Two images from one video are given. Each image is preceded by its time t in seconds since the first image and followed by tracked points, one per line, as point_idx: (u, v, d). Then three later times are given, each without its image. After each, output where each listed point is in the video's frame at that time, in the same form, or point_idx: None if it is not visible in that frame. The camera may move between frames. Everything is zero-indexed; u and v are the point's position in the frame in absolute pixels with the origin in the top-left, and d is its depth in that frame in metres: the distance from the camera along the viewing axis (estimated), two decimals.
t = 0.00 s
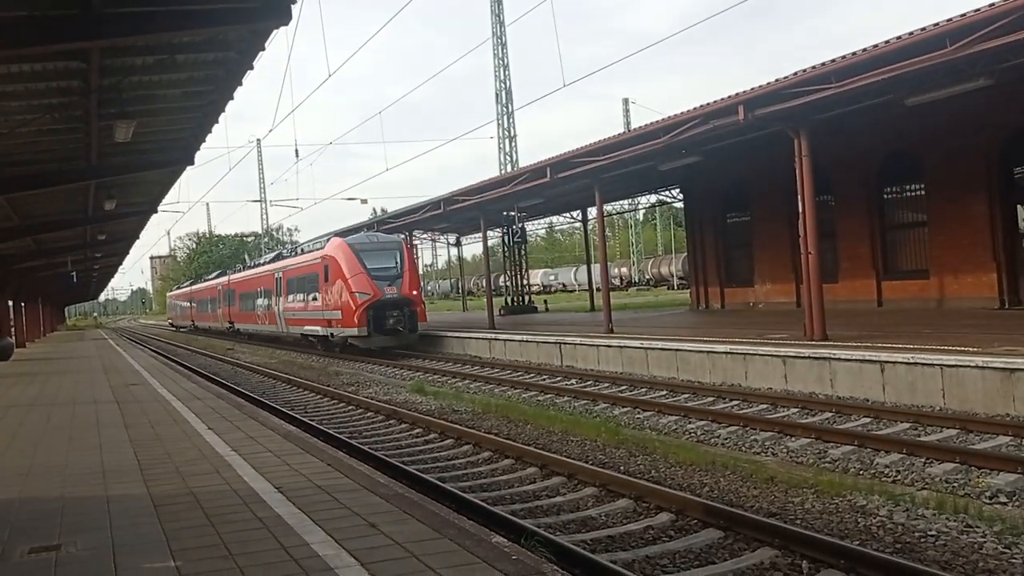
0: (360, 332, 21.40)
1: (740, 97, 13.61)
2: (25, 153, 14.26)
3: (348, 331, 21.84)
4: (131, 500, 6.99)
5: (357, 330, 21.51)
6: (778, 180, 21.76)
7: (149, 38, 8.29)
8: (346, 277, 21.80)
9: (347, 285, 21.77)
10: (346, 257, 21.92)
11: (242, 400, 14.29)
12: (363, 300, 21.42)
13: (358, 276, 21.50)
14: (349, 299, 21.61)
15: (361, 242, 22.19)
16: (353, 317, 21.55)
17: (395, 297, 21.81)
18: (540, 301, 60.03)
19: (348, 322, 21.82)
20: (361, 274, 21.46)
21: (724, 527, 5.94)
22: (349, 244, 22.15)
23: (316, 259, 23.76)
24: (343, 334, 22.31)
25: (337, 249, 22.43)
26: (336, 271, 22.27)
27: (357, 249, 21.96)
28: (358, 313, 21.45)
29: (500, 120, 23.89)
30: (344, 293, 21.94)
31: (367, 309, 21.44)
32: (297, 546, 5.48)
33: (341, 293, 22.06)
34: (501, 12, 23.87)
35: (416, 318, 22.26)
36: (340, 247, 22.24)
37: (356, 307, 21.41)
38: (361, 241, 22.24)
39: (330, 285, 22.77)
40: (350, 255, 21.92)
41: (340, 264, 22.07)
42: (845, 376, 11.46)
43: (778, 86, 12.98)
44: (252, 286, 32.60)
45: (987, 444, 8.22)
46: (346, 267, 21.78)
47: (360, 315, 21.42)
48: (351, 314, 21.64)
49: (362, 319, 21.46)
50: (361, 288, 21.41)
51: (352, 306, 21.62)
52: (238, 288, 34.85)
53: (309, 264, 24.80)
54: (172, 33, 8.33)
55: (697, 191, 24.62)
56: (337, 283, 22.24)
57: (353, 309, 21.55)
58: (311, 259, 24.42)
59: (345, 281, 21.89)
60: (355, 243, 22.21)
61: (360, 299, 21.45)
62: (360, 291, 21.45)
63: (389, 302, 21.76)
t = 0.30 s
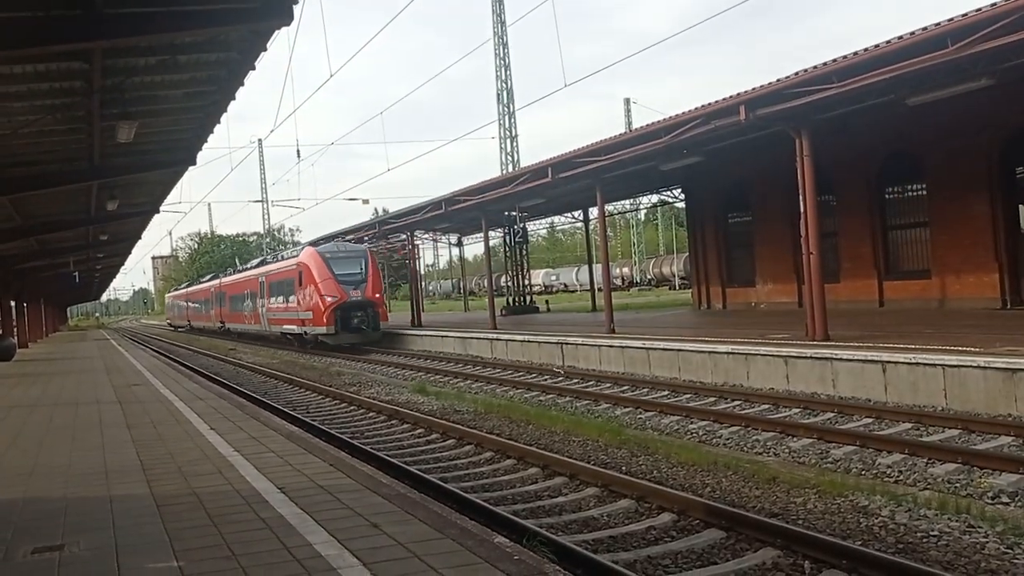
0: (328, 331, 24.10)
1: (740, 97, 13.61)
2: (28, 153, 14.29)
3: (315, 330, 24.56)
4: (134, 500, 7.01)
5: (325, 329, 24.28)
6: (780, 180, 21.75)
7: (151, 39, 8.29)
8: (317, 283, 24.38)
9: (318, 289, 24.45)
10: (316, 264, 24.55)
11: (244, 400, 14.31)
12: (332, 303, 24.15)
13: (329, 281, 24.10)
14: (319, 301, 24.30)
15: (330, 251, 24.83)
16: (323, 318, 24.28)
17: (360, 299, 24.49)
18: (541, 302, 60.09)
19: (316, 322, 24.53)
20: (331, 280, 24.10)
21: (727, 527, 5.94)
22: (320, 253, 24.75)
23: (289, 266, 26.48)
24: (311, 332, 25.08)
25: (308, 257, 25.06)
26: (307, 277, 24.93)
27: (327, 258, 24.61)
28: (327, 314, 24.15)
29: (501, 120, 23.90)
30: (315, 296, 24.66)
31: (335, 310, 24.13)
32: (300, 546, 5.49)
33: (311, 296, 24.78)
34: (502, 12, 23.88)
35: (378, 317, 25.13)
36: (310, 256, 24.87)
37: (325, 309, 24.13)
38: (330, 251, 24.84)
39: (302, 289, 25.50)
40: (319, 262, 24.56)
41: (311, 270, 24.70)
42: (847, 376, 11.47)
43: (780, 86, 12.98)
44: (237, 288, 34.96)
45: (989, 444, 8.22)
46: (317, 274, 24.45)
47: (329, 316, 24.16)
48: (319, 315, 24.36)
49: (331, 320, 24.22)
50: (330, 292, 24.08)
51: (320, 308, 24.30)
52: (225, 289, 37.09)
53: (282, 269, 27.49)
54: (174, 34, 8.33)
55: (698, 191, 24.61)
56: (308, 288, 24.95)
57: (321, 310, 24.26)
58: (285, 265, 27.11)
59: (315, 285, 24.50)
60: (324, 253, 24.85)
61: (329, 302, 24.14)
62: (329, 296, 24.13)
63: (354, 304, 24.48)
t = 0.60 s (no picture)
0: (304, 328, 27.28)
1: (742, 96, 13.61)
2: (31, 153, 14.34)
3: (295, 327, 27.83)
4: (137, 499, 7.01)
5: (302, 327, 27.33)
6: (783, 179, 21.74)
7: (154, 38, 8.30)
8: (296, 285, 27.54)
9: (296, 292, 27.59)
10: (295, 269, 27.81)
11: (247, 399, 14.34)
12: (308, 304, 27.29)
13: (305, 284, 27.25)
14: (299, 303, 27.52)
15: (308, 257, 28.04)
16: (299, 317, 27.36)
17: (333, 300, 27.54)
18: (543, 301, 60.15)
19: (295, 320, 27.77)
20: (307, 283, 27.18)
21: (729, 526, 5.94)
22: (297, 259, 27.95)
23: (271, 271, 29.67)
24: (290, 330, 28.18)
25: (287, 263, 28.14)
26: (288, 280, 28.14)
27: (304, 264, 27.67)
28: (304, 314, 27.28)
29: (503, 118, 23.92)
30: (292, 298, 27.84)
31: (309, 310, 27.25)
32: (303, 545, 5.50)
33: (289, 298, 27.95)
34: (504, 12, 23.90)
35: (349, 315, 28.18)
36: (289, 262, 28.05)
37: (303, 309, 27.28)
38: (307, 257, 28.01)
39: (282, 291, 28.61)
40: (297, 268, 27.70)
41: (289, 275, 27.83)
42: (850, 375, 11.47)
43: (783, 85, 12.98)
44: (228, 288, 38.19)
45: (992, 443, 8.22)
46: (295, 278, 27.62)
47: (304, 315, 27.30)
48: (298, 314, 27.44)
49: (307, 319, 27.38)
50: (306, 294, 27.19)
51: (298, 308, 27.41)
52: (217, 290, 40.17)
53: (267, 274, 30.69)
54: (177, 33, 8.34)
55: (701, 190, 24.62)
56: (286, 291, 28.04)
57: (298, 310, 27.37)
58: (270, 269, 30.50)
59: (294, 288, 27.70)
60: (301, 259, 27.99)
61: (306, 303, 27.27)
62: (305, 297, 27.29)
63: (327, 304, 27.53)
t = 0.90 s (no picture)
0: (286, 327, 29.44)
1: (744, 96, 13.63)
2: (36, 153, 14.39)
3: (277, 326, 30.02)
4: (141, 498, 7.03)
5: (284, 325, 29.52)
6: (786, 179, 21.74)
7: (157, 39, 8.32)
8: (278, 287, 29.70)
9: (278, 294, 29.75)
10: (277, 272, 30.02)
11: (250, 398, 14.36)
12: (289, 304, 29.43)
13: (287, 286, 29.40)
14: (281, 303, 29.72)
15: (290, 262, 30.24)
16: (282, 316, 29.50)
17: (312, 301, 29.72)
18: (546, 300, 60.27)
19: (277, 320, 29.95)
20: (288, 285, 29.33)
21: (732, 525, 5.95)
22: (280, 263, 30.16)
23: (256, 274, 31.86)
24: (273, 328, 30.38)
25: (270, 267, 30.32)
26: (272, 283, 30.31)
27: (287, 267, 29.82)
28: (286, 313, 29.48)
29: (506, 118, 23.93)
30: (275, 299, 30.02)
31: (290, 309, 29.43)
32: (306, 543, 5.52)
33: (272, 300, 30.16)
34: (507, 11, 23.91)
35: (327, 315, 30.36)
36: (273, 266, 30.18)
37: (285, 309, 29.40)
38: (288, 262, 30.20)
39: (266, 293, 30.82)
40: (279, 272, 29.85)
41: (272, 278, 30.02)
42: (853, 374, 11.47)
43: (786, 84, 12.98)
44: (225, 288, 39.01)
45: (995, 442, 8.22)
46: (276, 281, 29.83)
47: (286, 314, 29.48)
48: (281, 314, 29.60)
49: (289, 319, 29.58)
50: (287, 295, 29.36)
51: (281, 308, 29.60)
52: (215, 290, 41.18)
53: (252, 277, 32.86)
54: (181, 33, 8.36)
55: (703, 189, 24.62)
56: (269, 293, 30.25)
57: (281, 310, 29.54)
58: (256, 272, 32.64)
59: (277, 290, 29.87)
60: (283, 264, 30.17)
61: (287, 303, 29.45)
62: (286, 298, 29.43)
63: (307, 304, 29.70)
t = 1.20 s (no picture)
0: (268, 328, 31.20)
1: (746, 96, 13.63)
2: (37, 153, 14.41)
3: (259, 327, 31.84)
4: (142, 498, 7.02)
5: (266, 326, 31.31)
6: (787, 179, 21.73)
7: (158, 39, 8.32)
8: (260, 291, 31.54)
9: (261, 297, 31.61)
10: (259, 276, 31.85)
11: (251, 398, 14.37)
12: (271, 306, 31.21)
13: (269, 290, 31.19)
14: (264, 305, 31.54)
15: (271, 267, 32.07)
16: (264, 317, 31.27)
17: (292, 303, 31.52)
18: (547, 301, 60.27)
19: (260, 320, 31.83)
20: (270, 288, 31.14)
21: (734, 526, 5.94)
22: (263, 268, 32.03)
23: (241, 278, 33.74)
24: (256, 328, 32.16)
25: (253, 271, 32.13)
26: (257, 286, 32.17)
27: (269, 272, 31.66)
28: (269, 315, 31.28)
29: (507, 118, 23.95)
30: (258, 301, 31.85)
31: (272, 311, 31.18)
32: (308, 544, 5.52)
33: (255, 302, 31.99)
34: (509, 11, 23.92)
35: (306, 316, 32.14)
36: (255, 271, 32.03)
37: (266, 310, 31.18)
38: (270, 267, 32.06)
39: (250, 296, 32.66)
40: (262, 276, 31.72)
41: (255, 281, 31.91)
42: (854, 375, 11.46)
43: (788, 85, 12.97)
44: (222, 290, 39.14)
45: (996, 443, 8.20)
46: (259, 284, 31.69)
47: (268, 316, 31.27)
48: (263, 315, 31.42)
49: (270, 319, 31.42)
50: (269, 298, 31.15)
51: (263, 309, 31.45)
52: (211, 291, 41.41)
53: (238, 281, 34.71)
54: (181, 33, 8.36)
55: (705, 189, 24.62)
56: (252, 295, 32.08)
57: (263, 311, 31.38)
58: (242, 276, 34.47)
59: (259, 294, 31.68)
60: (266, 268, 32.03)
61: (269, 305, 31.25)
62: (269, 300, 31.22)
63: (288, 306, 31.47)
